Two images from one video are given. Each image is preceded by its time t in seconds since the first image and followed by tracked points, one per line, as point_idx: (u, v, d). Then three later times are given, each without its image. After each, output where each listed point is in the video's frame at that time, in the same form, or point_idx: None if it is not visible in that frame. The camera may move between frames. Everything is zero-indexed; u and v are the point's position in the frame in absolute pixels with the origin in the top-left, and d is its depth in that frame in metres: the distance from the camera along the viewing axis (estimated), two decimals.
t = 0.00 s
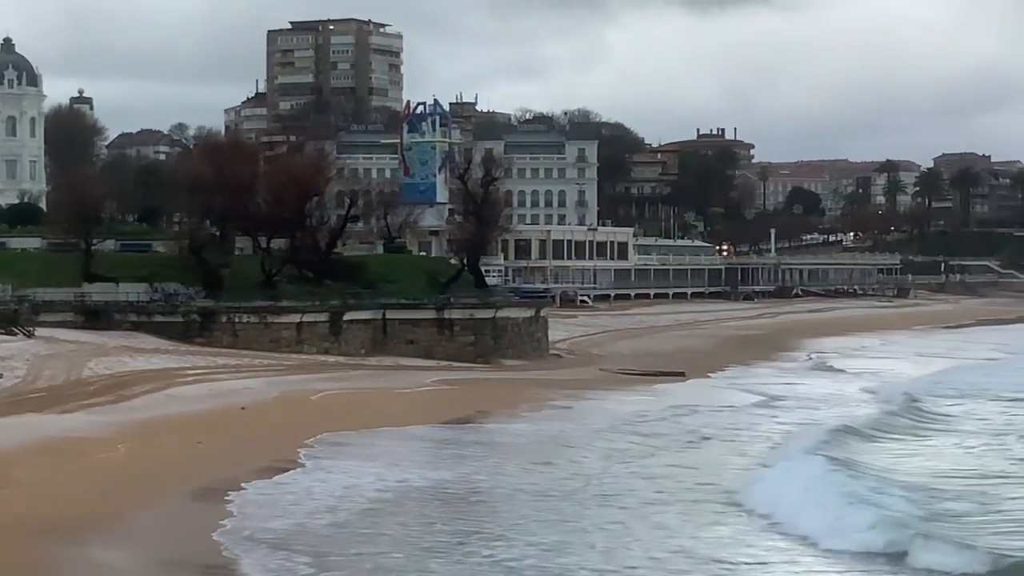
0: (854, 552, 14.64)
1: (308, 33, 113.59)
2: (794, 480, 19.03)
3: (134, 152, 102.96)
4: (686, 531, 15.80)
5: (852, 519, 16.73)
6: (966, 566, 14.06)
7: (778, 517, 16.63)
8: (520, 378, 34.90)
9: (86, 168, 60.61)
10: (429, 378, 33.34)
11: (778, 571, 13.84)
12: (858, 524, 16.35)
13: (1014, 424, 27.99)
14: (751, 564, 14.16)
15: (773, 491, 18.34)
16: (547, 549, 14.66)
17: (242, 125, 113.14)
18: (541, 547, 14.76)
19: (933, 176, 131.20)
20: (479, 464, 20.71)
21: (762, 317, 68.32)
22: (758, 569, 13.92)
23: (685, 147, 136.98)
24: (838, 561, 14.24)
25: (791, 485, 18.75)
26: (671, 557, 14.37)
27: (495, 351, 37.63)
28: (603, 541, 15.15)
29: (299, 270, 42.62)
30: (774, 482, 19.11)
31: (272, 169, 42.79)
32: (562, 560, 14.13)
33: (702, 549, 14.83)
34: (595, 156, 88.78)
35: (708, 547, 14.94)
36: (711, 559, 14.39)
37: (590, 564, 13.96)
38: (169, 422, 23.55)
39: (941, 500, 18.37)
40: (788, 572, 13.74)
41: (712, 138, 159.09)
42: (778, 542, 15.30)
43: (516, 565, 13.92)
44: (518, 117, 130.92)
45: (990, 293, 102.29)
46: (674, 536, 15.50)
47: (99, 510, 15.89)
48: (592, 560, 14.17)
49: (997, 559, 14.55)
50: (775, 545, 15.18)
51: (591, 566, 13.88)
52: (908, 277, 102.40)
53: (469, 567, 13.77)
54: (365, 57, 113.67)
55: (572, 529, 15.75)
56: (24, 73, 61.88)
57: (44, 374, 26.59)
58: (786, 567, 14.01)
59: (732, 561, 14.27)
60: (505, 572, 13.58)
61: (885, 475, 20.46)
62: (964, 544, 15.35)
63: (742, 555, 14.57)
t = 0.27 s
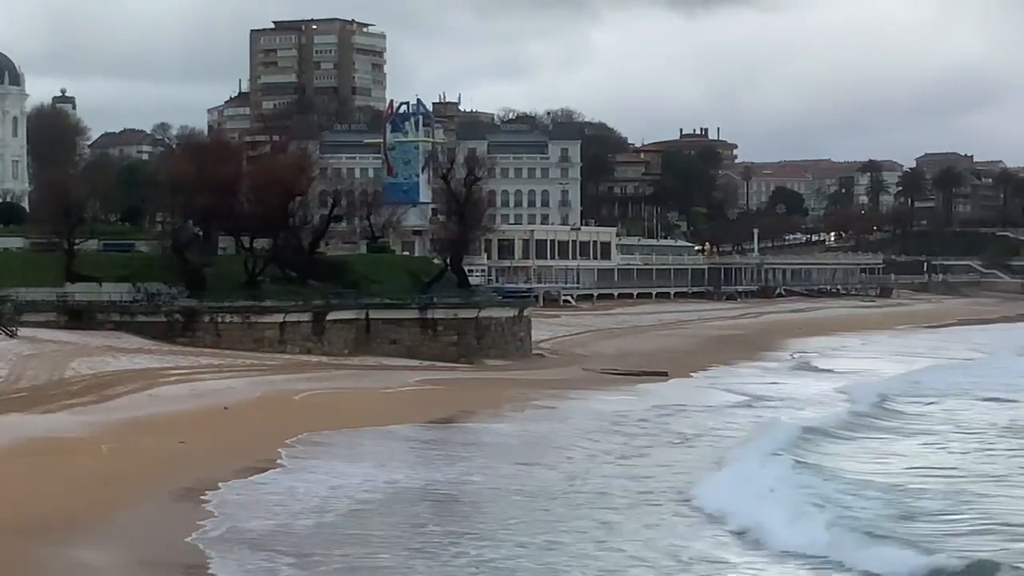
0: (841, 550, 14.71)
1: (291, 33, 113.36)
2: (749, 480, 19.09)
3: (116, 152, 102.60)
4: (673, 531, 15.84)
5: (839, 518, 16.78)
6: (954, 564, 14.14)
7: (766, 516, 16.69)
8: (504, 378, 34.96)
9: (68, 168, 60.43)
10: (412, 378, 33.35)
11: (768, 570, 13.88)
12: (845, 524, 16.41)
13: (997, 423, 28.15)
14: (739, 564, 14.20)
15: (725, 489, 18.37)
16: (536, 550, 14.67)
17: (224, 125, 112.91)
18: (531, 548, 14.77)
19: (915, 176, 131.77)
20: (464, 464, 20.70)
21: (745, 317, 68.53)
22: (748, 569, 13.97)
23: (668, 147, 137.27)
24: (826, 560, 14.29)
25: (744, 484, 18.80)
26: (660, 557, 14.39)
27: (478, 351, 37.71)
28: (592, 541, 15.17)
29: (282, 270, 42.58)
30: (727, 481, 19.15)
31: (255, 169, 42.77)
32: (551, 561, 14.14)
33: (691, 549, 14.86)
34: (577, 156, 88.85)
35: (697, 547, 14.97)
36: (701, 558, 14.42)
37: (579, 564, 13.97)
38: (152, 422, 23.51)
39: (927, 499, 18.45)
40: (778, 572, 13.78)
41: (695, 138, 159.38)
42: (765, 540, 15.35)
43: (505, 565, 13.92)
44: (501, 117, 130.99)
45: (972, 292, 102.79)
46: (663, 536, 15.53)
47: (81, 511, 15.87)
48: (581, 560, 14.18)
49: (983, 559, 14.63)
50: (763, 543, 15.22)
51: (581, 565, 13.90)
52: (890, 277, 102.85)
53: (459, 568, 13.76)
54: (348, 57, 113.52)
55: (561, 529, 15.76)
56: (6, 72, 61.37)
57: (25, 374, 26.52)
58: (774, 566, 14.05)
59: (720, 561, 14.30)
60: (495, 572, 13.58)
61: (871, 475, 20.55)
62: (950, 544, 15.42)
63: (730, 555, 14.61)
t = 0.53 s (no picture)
0: (827, 546, 14.73)
1: (275, 32, 113.16)
2: (705, 483, 19.01)
3: (99, 151, 102.31)
4: (664, 529, 15.81)
5: (827, 517, 16.79)
6: (945, 561, 14.14)
7: (755, 514, 16.70)
8: (488, 377, 34.99)
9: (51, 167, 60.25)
10: (396, 377, 33.31)
11: (759, 567, 13.86)
12: (835, 522, 16.41)
13: (982, 421, 28.24)
14: (731, 561, 14.18)
15: (678, 491, 18.26)
16: (527, 548, 14.62)
17: (208, 124, 112.69)
18: (521, 546, 14.71)
19: (899, 175, 132.32)
20: (452, 465, 20.66)
21: (729, 316, 68.73)
22: (739, 566, 13.96)
23: (652, 146, 137.51)
24: (816, 556, 14.30)
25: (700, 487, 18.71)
26: (651, 556, 14.36)
27: (463, 350, 37.76)
28: (583, 539, 15.13)
29: (267, 269, 42.50)
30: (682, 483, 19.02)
31: (240, 168, 42.70)
32: (543, 558, 14.08)
33: (682, 547, 14.84)
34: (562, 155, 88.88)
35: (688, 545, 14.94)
36: (692, 556, 14.40)
37: (570, 562, 13.92)
38: (136, 422, 23.44)
39: (915, 495, 18.48)
40: (769, 569, 13.76)
41: (679, 137, 159.70)
42: (756, 538, 15.33)
43: (496, 563, 13.87)
44: (486, 116, 131.01)
45: (955, 291, 103.28)
46: (653, 534, 15.51)
47: (65, 511, 15.85)
48: (572, 559, 14.13)
49: (972, 555, 14.64)
50: (753, 540, 15.21)
51: (572, 564, 13.87)
52: (874, 275, 103.28)
53: (449, 567, 13.70)
54: (333, 56, 113.42)
55: (551, 528, 15.72)
56: None
57: (9, 374, 26.44)
58: (766, 563, 14.04)
59: (711, 558, 14.27)
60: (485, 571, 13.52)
61: (859, 473, 20.58)
62: (939, 540, 15.43)
63: (722, 552, 14.59)
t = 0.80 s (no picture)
0: (810, 546, 14.78)
1: (258, 30, 112.84)
2: (669, 483, 18.98)
3: (82, 150, 101.96)
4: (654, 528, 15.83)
5: (820, 517, 16.83)
6: (933, 560, 14.23)
7: (747, 514, 16.73)
8: (473, 375, 35.05)
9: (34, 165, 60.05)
10: (381, 376, 33.33)
11: (750, 565, 13.91)
12: (821, 522, 16.50)
13: (967, 418, 28.41)
14: (722, 558, 14.21)
15: (637, 491, 18.20)
16: (520, 548, 14.63)
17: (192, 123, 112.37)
18: (513, 546, 14.73)
19: (883, 173, 132.86)
20: (443, 464, 20.67)
21: (713, 314, 68.85)
22: (722, 564, 13.99)
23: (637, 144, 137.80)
24: (804, 554, 14.36)
25: (662, 488, 18.68)
26: (643, 553, 14.41)
27: (447, 349, 37.82)
28: (573, 538, 15.15)
29: (252, 268, 42.45)
30: (642, 483, 18.98)
31: (224, 166, 42.68)
32: (534, 558, 14.10)
33: (676, 545, 14.88)
34: (547, 154, 88.92)
35: (677, 543, 14.99)
36: (684, 554, 14.43)
37: (562, 562, 13.96)
38: (122, 421, 23.42)
39: (902, 494, 18.57)
40: (754, 567, 13.80)
41: (664, 135, 159.93)
42: (746, 537, 15.39)
43: (487, 563, 13.89)
44: (471, 114, 130.95)
45: (939, 288, 103.78)
46: (639, 531, 15.54)
47: (49, 510, 15.85)
48: (563, 558, 14.14)
49: (958, 553, 14.73)
50: (740, 538, 15.27)
51: (563, 564, 13.89)
52: (858, 273, 103.70)
53: (437, 567, 13.71)
54: (317, 55, 113.22)
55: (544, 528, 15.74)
56: None
57: None
58: (756, 561, 14.07)
59: (701, 555, 14.32)
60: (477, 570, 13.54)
61: (847, 472, 20.68)
62: (925, 539, 15.51)
63: (709, 549, 14.66)
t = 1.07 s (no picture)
0: (788, 545, 14.87)
1: (242, 30, 112.59)
2: (646, 483, 19.04)
3: (65, 150, 101.65)
4: (639, 526, 15.89)
5: (803, 516, 16.92)
6: (915, 558, 14.32)
7: (731, 514, 16.81)
8: (457, 375, 35.05)
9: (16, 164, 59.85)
10: (365, 375, 33.34)
11: (732, 564, 13.97)
12: (803, 521, 16.60)
13: (950, 417, 28.56)
14: (706, 557, 14.28)
15: (618, 491, 18.26)
16: (506, 547, 14.66)
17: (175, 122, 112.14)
18: (499, 546, 14.76)
19: (866, 172, 133.33)
20: (429, 464, 20.70)
21: (696, 313, 69.07)
22: (701, 563, 14.06)
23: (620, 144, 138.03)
24: (786, 553, 14.43)
25: (638, 488, 18.71)
26: (628, 552, 14.46)
27: (431, 348, 37.85)
28: (558, 538, 15.20)
29: (235, 267, 42.43)
30: (618, 483, 19.00)
31: (207, 166, 42.67)
32: (519, 558, 14.13)
33: (659, 543, 14.94)
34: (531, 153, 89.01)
35: (662, 542, 15.05)
36: (668, 552, 14.49)
37: (547, 561, 14.00)
38: (106, 421, 23.38)
39: (884, 493, 18.68)
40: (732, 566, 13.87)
41: (647, 135, 160.21)
42: (730, 536, 15.45)
43: (472, 562, 13.91)
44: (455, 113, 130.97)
45: (922, 287, 104.25)
46: (623, 530, 15.59)
47: (32, 510, 15.85)
48: (548, 558, 14.18)
49: (940, 551, 14.82)
50: (724, 537, 15.34)
51: (548, 564, 13.93)
52: (842, 272, 104.06)
53: (419, 566, 13.76)
54: (301, 54, 113.08)
55: (530, 527, 15.78)
56: None
57: None
58: (739, 560, 14.14)
59: (683, 554, 14.38)
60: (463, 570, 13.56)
61: (831, 471, 20.77)
62: (907, 537, 15.60)
63: (691, 548, 14.72)
